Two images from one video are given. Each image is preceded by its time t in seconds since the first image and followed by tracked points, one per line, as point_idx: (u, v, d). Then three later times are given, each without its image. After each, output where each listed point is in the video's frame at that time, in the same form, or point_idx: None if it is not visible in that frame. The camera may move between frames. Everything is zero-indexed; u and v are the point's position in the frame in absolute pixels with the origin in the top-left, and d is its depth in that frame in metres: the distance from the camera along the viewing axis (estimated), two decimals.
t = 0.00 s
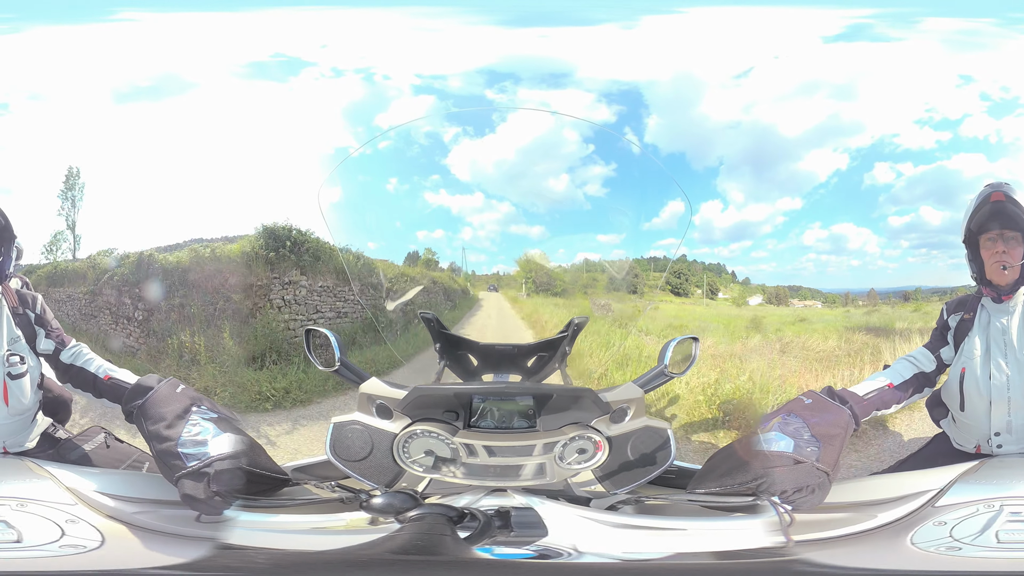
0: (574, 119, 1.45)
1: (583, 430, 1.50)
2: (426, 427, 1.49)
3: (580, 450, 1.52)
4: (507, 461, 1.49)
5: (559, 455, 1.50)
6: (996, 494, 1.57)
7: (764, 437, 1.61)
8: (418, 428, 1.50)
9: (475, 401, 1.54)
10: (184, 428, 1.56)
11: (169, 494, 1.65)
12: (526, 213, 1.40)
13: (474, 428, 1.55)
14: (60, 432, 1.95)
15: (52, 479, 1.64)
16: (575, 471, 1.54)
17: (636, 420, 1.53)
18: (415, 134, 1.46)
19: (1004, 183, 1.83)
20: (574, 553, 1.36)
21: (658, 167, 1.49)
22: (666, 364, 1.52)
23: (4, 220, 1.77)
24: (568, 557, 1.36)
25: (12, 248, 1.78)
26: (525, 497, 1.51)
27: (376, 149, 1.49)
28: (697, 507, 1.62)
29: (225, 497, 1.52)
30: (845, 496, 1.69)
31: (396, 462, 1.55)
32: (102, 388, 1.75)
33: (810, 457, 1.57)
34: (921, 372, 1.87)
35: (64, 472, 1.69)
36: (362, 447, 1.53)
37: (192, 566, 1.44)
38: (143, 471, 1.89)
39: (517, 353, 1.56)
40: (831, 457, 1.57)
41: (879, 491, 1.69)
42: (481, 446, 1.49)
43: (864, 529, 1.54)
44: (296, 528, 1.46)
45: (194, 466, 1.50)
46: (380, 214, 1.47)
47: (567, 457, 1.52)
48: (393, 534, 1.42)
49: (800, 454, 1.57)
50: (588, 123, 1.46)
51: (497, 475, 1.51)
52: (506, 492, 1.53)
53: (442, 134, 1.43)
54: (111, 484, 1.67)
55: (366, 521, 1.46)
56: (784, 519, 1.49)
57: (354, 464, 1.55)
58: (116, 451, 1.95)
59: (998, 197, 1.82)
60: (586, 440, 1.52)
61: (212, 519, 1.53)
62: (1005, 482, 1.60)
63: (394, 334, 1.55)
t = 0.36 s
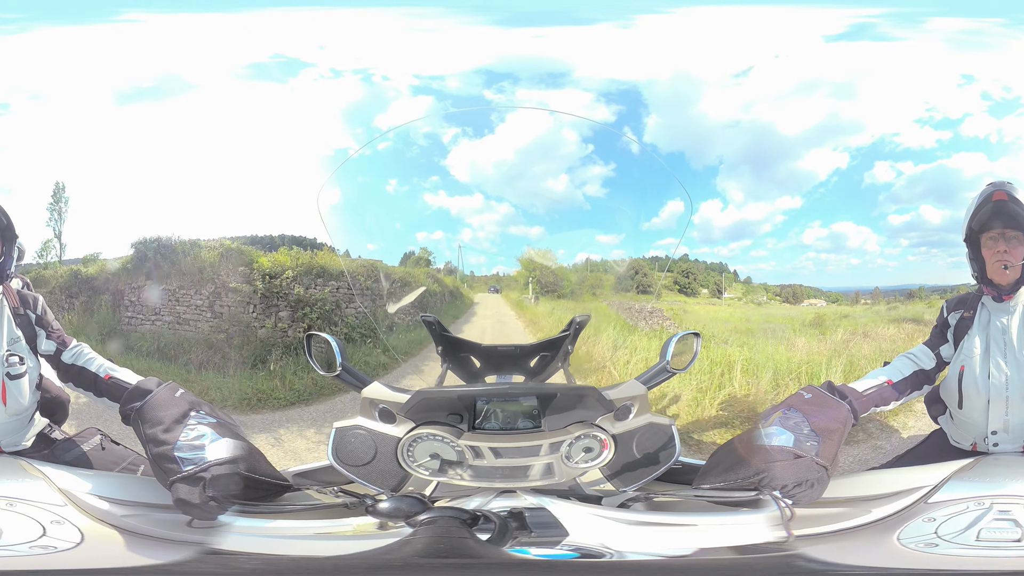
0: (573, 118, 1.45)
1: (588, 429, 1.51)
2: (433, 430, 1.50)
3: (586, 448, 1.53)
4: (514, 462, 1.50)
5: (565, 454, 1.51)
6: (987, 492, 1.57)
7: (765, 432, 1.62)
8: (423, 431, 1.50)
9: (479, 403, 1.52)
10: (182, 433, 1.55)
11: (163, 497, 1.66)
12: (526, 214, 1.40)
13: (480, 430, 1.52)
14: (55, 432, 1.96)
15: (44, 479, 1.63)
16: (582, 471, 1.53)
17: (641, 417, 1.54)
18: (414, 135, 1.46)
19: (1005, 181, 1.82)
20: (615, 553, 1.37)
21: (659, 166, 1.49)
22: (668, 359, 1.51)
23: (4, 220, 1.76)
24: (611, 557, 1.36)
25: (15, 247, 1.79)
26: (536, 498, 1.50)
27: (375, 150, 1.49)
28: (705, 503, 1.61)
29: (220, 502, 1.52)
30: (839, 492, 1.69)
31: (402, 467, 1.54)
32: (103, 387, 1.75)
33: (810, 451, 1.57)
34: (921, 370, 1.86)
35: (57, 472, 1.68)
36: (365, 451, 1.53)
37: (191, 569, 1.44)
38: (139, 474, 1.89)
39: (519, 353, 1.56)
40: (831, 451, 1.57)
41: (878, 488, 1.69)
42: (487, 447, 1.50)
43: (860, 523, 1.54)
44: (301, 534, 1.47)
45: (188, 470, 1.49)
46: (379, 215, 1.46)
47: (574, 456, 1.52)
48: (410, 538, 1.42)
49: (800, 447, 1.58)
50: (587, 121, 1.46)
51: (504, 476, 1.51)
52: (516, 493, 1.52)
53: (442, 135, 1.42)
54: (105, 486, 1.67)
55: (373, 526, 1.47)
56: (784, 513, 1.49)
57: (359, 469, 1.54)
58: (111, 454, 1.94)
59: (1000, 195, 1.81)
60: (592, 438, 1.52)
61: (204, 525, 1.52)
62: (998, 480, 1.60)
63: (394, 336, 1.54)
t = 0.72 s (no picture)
0: (572, 118, 1.45)
1: (592, 424, 1.51)
2: (438, 431, 1.49)
3: (590, 444, 1.53)
4: (521, 459, 1.49)
5: (571, 450, 1.51)
6: (973, 493, 1.57)
7: (760, 424, 1.63)
8: (430, 432, 1.50)
9: (483, 402, 1.52)
10: (181, 440, 1.56)
11: (157, 503, 1.65)
12: (525, 214, 1.40)
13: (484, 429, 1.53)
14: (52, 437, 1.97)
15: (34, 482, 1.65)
16: (588, 466, 1.54)
17: (641, 412, 1.55)
18: (413, 136, 1.46)
19: (1007, 182, 1.82)
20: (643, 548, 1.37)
21: (659, 166, 1.49)
22: (668, 354, 1.52)
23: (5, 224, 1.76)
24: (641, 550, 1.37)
25: (15, 250, 1.78)
26: (546, 493, 1.46)
27: (375, 152, 1.49)
28: (705, 498, 1.62)
29: (220, 508, 1.52)
30: (828, 487, 1.70)
31: (410, 468, 1.54)
32: (99, 393, 1.75)
33: (803, 446, 1.57)
34: (918, 368, 1.86)
35: (48, 475, 1.70)
36: (370, 454, 1.53)
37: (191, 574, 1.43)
38: (134, 480, 1.89)
39: (520, 352, 1.55)
40: (824, 446, 1.58)
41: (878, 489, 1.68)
42: (494, 446, 1.49)
43: (849, 519, 1.55)
44: (315, 539, 1.45)
45: (188, 477, 1.50)
46: (379, 218, 1.46)
47: (579, 451, 1.53)
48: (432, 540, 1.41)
49: (795, 441, 1.58)
50: (585, 122, 1.45)
51: (512, 473, 1.52)
52: (524, 490, 1.54)
53: (442, 136, 1.42)
54: (100, 492, 1.67)
55: (392, 527, 1.44)
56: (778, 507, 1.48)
57: (364, 472, 1.55)
58: (107, 459, 1.94)
59: (1001, 196, 1.81)
60: (595, 433, 1.52)
61: (200, 532, 1.51)
62: (989, 481, 1.60)
63: (397, 337, 1.55)
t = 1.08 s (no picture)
0: (572, 118, 1.45)
1: (592, 421, 1.52)
2: (440, 432, 1.50)
3: (592, 440, 1.54)
4: (523, 457, 1.51)
5: (573, 447, 1.53)
6: (968, 494, 1.59)
7: (756, 420, 1.62)
8: (432, 433, 1.51)
9: (485, 401, 1.52)
10: (176, 444, 1.59)
11: (149, 507, 1.66)
12: (526, 215, 1.40)
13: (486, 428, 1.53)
14: (46, 437, 1.95)
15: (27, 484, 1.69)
16: (590, 462, 1.55)
17: (641, 408, 1.56)
18: (413, 137, 1.46)
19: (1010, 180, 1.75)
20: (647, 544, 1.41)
21: (659, 166, 1.49)
22: (667, 350, 1.53)
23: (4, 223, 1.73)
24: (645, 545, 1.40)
25: (13, 251, 1.75)
26: (552, 492, 1.53)
27: (375, 153, 1.49)
28: (703, 495, 1.63)
29: (217, 514, 1.57)
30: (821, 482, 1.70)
31: (414, 470, 1.55)
32: (93, 398, 1.77)
33: (798, 441, 1.58)
34: (914, 365, 1.87)
35: (40, 477, 1.72)
36: (373, 457, 1.51)
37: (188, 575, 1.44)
38: (128, 484, 1.90)
39: (521, 350, 1.55)
40: (819, 441, 1.59)
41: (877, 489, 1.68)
42: (497, 446, 1.50)
43: (838, 516, 1.56)
44: (329, 543, 1.46)
45: (184, 481, 1.53)
46: (377, 220, 1.47)
47: (581, 448, 1.54)
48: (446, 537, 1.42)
49: (790, 437, 1.58)
50: (584, 122, 1.46)
51: (516, 472, 1.53)
52: (530, 488, 1.54)
53: (442, 137, 1.43)
54: (92, 495, 1.68)
55: (407, 530, 1.45)
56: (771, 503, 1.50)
57: (368, 475, 1.54)
58: (101, 462, 1.93)
59: (1005, 195, 1.75)
60: (596, 430, 1.54)
61: (195, 535, 1.56)
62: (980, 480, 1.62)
63: (395, 339, 1.52)
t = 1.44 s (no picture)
0: (572, 119, 1.45)
1: (591, 419, 1.51)
2: (439, 432, 1.49)
3: (590, 439, 1.53)
4: (523, 457, 1.50)
5: (572, 446, 1.52)
6: (961, 493, 1.58)
7: (754, 419, 1.62)
8: (431, 434, 1.49)
9: (484, 401, 1.54)
10: (172, 446, 1.55)
11: (144, 510, 1.66)
12: (526, 216, 1.40)
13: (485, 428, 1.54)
14: (42, 438, 1.96)
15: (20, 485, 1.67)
16: (589, 461, 1.55)
17: (640, 406, 1.57)
18: (413, 138, 1.46)
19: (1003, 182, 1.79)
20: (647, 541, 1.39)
21: (659, 166, 1.49)
22: (666, 348, 1.55)
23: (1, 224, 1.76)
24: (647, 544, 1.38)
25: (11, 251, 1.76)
26: (552, 490, 1.52)
27: (375, 154, 1.50)
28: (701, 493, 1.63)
29: (214, 516, 1.53)
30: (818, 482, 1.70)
31: (414, 471, 1.54)
32: (90, 400, 1.76)
33: (794, 439, 1.58)
34: (910, 364, 1.87)
35: (35, 477, 1.70)
36: (373, 458, 1.51)
37: None
38: (124, 485, 1.90)
39: (518, 349, 1.55)
40: (814, 439, 1.58)
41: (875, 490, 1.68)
42: (496, 445, 1.50)
43: (832, 513, 1.54)
44: (329, 544, 1.45)
45: (180, 484, 1.50)
46: (379, 220, 1.47)
47: (580, 448, 1.53)
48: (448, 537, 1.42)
49: (786, 435, 1.58)
50: (584, 122, 1.46)
51: (516, 471, 1.52)
52: (530, 488, 1.51)
53: (442, 138, 1.43)
54: (86, 497, 1.67)
55: (410, 531, 1.44)
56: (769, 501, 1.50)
57: (368, 476, 1.54)
58: (96, 463, 1.94)
59: (997, 196, 1.79)
60: (595, 429, 1.53)
61: (190, 536, 1.53)
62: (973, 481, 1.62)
63: (393, 340, 1.52)
